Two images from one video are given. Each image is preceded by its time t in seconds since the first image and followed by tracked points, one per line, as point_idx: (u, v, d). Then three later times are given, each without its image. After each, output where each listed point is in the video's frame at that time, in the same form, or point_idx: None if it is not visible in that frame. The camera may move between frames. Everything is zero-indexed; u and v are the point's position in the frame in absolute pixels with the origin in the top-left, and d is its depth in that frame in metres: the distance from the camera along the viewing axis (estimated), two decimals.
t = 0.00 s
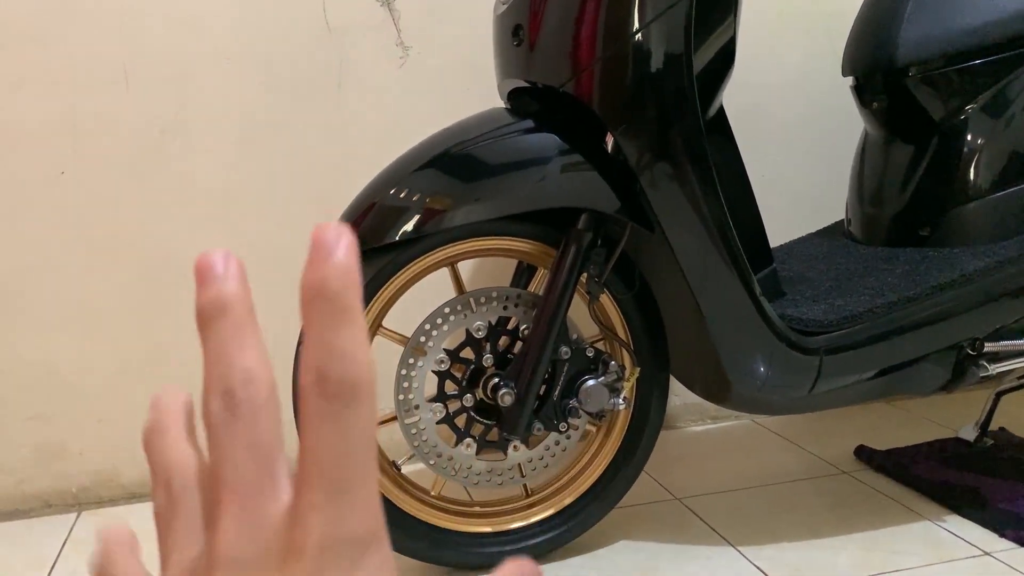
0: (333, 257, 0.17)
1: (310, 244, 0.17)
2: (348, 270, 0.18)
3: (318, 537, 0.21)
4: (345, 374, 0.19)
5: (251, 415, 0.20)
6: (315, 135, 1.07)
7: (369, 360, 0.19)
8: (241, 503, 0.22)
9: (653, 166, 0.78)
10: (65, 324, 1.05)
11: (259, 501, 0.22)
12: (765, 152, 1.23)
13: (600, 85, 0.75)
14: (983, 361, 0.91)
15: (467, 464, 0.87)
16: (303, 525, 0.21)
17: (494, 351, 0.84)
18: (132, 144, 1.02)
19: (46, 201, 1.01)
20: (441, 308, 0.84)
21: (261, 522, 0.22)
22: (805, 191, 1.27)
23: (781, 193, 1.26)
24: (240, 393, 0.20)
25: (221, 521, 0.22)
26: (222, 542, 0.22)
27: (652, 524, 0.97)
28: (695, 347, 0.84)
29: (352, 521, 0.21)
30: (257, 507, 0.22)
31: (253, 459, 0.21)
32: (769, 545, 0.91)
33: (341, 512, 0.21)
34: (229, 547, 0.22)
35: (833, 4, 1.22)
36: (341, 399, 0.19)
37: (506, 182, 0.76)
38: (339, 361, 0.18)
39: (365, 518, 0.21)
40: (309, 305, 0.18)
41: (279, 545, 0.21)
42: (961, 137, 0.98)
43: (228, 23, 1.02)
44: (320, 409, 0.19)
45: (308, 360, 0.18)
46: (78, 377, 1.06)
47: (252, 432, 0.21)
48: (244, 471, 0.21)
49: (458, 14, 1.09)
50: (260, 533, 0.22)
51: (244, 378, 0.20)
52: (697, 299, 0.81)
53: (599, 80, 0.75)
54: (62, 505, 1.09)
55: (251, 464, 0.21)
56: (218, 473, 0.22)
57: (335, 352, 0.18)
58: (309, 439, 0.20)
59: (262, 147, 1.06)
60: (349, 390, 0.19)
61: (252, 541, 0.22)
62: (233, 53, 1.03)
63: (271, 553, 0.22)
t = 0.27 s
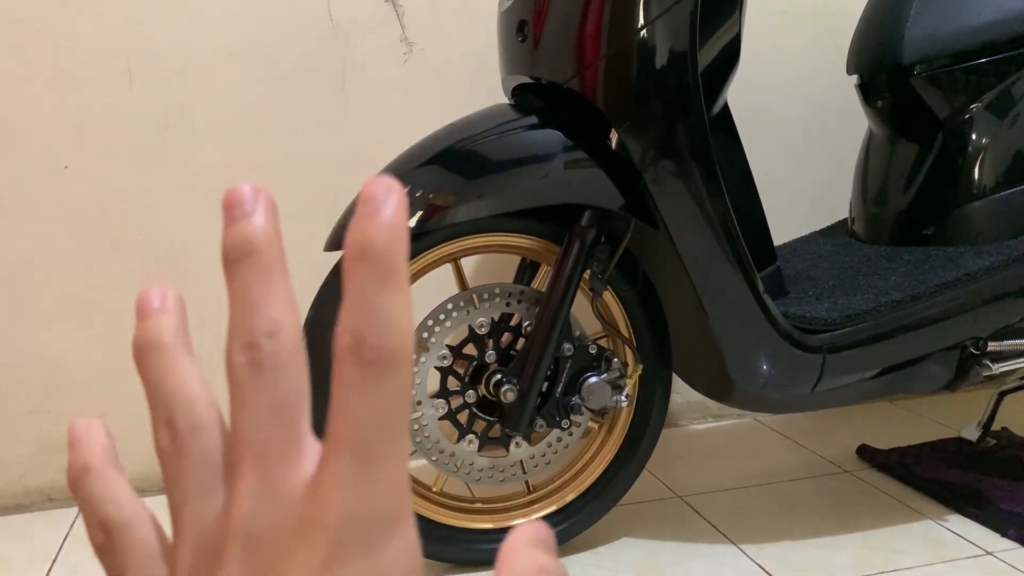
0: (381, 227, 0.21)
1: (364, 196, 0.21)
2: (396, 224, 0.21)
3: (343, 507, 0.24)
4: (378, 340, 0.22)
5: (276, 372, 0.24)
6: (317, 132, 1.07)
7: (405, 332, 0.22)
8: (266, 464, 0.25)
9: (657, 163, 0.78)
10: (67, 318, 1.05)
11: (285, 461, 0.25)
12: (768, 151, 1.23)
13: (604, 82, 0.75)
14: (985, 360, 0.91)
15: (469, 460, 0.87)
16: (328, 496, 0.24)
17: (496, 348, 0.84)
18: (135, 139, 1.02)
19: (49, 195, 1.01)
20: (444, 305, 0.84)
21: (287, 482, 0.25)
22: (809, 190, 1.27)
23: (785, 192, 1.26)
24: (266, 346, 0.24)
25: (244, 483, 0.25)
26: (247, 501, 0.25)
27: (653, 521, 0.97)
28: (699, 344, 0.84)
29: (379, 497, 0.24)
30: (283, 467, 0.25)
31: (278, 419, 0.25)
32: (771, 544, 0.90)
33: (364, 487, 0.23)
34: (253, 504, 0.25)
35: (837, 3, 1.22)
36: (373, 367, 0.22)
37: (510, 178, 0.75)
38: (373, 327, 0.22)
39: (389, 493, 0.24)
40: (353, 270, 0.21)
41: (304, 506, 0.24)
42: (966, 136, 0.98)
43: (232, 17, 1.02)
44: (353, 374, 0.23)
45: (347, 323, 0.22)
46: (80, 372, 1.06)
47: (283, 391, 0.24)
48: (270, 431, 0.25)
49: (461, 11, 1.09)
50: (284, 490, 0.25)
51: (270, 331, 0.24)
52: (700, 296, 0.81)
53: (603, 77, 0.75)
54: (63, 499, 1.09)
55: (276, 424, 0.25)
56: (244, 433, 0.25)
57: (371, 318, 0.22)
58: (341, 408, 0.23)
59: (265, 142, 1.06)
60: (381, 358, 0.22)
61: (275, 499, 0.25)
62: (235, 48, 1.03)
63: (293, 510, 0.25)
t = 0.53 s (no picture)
0: (382, 223, 0.20)
1: (363, 179, 0.20)
2: (398, 216, 0.21)
3: (345, 510, 0.24)
4: (380, 338, 0.22)
5: (273, 369, 0.24)
6: (319, 129, 1.07)
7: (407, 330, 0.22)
8: (265, 464, 0.24)
9: (659, 162, 0.78)
10: (68, 314, 1.05)
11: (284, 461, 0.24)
12: (770, 150, 1.23)
13: (606, 80, 0.75)
14: (986, 360, 0.91)
15: (469, 458, 0.87)
16: (328, 498, 0.24)
17: (496, 346, 0.84)
18: (138, 136, 1.02)
19: (50, 191, 1.01)
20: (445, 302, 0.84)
21: (285, 483, 0.24)
22: (811, 190, 1.27)
23: (787, 192, 1.26)
24: (263, 338, 0.24)
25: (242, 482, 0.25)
26: (244, 501, 0.25)
27: (652, 520, 0.97)
28: (699, 343, 0.84)
29: (381, 500, 0.24)
30: (282, 466, 0.24)
31: (275, 418, 0.24)
32: (771, 544, 0.90)
33: (367, 489, 0.23)
34: (251, 504, 0.25)
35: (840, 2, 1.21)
36: (375, 366, 0.22)
37: (511, 176, 0.75)
38: (375, 324, 0.22)
39: (390, 499, 0.24)
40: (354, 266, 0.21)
41: (303, 509, 0.24)
42: (967, 137, 0.98)
43: (236, 16, 1.02)
44: (354, 373, 0.23)
45: (350, 319, 0.22)
46: (80, 368, 1.06)
47: (281, 389, 0.24)
48: (268, 431, 0.24)
49: (464, 9, 1.09)
50: (283, 490, 0.24)
51: (267, 323, 0.24)
52: (701, 295, 0.81)
53: (605, 75, 0.75)
54: (62, 495, 1.09)
55: (274, 423, 0.24)
56: (240, 432, 0.24)
57: (374, 316, 0.22)
58: (343, 408, 0.23)
59: (267, 139, 1.06)
60: (384, 357, 0.22)
61: (273, 499, 0.24)
62: (238, 45, 1.03)
63: (291, 512, 0.24)
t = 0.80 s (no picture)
0: (358, 316, 0.23)
1: (344, 279, 0.22)
2: (372, 308, 0.23)
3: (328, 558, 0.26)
4: (354, 424, 0.24)
5: (254, 448, 0.27)
6: (320, 127, 1.07)
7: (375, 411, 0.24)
8: (251, 538, 0.27)
9: (661, 161, 0.78)
10: (70, 311, 1.05)
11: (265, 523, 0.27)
12: (772, 150, 1.23)
13: (608, 79, 0.75)
14: (987, 361, 0.91)
15: (470, 457, 0.87)
16: (312, 546, 0.26)
17: (497, 345, 0.84)
18: (139, 133, 1.02)
19: (52, 188, 1.01)
20: (446, 301, 0.84)
21: (270, 545, 0.27)
22: (813, 190, 1.27)
23: (789, 192, 1.26)
24: (246, 422, 0.26)
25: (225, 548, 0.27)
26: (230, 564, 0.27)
27: (653, 519, 0.98)
28: (700, 343, 0.84)
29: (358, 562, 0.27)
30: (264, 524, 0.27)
31: (260, 488, 0.27)
32: (771, 543, 0.91)
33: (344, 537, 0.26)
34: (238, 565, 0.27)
35: (842, 3, 1.21)
36: (350, 444, 0.25)
37: (513, 174, 0.75)
38: (349, 409, 0.24)
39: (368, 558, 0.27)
40: (329, 351, 0.23)
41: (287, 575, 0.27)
42: (969, 138, 0.98)
43: (238, 14, 1.02)
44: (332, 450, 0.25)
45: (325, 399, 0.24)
46: (82, 365, 1.07)
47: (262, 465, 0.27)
48: (252, 502, 0.27)
49: (466, 7, 1.09)
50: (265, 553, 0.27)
51: (249, 410, 0.26)
52: (702, 295, 0.81)
53: (607, 74, 0.75)
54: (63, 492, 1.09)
55: (256, 495, 0.27)
56: (226, 509, 0.27)
57: (346, 403, 0.24)
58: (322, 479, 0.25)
59: (268, 137, 1.06)
60: (355, 436, 0.25)
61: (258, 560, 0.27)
62: (240, 43, 1.03)
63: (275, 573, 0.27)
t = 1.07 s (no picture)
0: (363, 315, 0.22)
1: (344, 280, 0.22)
2: (374, 309, 0.22)
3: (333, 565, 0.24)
4: (365, 423, 0.23)
5: (291, 454, 0.26)
6: (324, 125, 1.07)
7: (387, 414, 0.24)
8: (269, 529, 0.26)
9: (665, 161, 0.78)
10: (75, 309, 1.05)
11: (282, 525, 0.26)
12: (777, 150, 1.23)
13: (613, 78, 0.75)
14: (992, 361, 0.90)
15: (473, 455, 0.87)
16: (316, 551, 0.24)
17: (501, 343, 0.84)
18: (145, 131, 1.02)
19: (58, 185, 1.02)
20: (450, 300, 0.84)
21: (283, 537, 0.26)
22: (817, 190, 1.27)
23: (793, 191, 1.25)
24: (292, 434, 0.26)
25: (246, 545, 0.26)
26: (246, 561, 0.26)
27: (655, 518, 0.98)
28: (704, 342, 0.84)
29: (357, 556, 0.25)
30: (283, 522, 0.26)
31: (285, 488, 0.26)
32: (773, 543, 0.91)
33: (348, 543, 0.24)
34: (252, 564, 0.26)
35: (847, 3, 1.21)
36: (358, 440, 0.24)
37: (517, 173, 0.76)
38: (357, 406, 0.23)
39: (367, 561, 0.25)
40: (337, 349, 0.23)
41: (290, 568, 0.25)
42: (974, 138, 0.98)
43: (240, 13, 1.02)
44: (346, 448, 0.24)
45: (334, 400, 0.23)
46: (86, 362, 1.07)
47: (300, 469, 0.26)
48: (277, 499, 0.26)
49: (470, 6, 1.09)
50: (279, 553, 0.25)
51: (296, 423, 0.26)
52: (706, 294, 0.81)
53: (611, 73, 0.75)
54: (68, 489, 1.10)
55: (280, 491, 0.26)
56: (259, 500, 0.26)
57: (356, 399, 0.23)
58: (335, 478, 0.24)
59: (273, 135, 1.06)
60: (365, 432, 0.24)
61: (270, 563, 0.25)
62: (245, 41, 1.03)
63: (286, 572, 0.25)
